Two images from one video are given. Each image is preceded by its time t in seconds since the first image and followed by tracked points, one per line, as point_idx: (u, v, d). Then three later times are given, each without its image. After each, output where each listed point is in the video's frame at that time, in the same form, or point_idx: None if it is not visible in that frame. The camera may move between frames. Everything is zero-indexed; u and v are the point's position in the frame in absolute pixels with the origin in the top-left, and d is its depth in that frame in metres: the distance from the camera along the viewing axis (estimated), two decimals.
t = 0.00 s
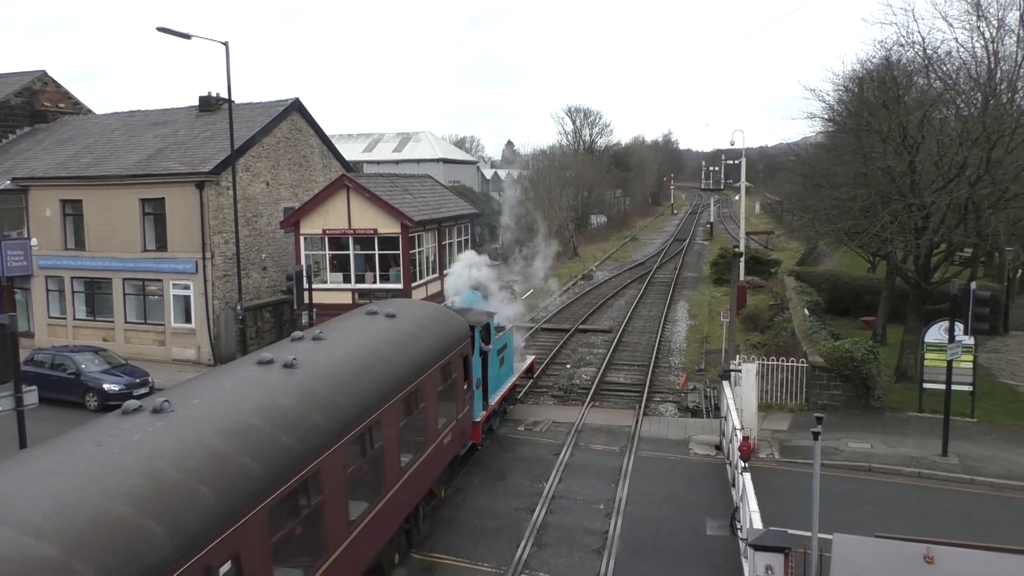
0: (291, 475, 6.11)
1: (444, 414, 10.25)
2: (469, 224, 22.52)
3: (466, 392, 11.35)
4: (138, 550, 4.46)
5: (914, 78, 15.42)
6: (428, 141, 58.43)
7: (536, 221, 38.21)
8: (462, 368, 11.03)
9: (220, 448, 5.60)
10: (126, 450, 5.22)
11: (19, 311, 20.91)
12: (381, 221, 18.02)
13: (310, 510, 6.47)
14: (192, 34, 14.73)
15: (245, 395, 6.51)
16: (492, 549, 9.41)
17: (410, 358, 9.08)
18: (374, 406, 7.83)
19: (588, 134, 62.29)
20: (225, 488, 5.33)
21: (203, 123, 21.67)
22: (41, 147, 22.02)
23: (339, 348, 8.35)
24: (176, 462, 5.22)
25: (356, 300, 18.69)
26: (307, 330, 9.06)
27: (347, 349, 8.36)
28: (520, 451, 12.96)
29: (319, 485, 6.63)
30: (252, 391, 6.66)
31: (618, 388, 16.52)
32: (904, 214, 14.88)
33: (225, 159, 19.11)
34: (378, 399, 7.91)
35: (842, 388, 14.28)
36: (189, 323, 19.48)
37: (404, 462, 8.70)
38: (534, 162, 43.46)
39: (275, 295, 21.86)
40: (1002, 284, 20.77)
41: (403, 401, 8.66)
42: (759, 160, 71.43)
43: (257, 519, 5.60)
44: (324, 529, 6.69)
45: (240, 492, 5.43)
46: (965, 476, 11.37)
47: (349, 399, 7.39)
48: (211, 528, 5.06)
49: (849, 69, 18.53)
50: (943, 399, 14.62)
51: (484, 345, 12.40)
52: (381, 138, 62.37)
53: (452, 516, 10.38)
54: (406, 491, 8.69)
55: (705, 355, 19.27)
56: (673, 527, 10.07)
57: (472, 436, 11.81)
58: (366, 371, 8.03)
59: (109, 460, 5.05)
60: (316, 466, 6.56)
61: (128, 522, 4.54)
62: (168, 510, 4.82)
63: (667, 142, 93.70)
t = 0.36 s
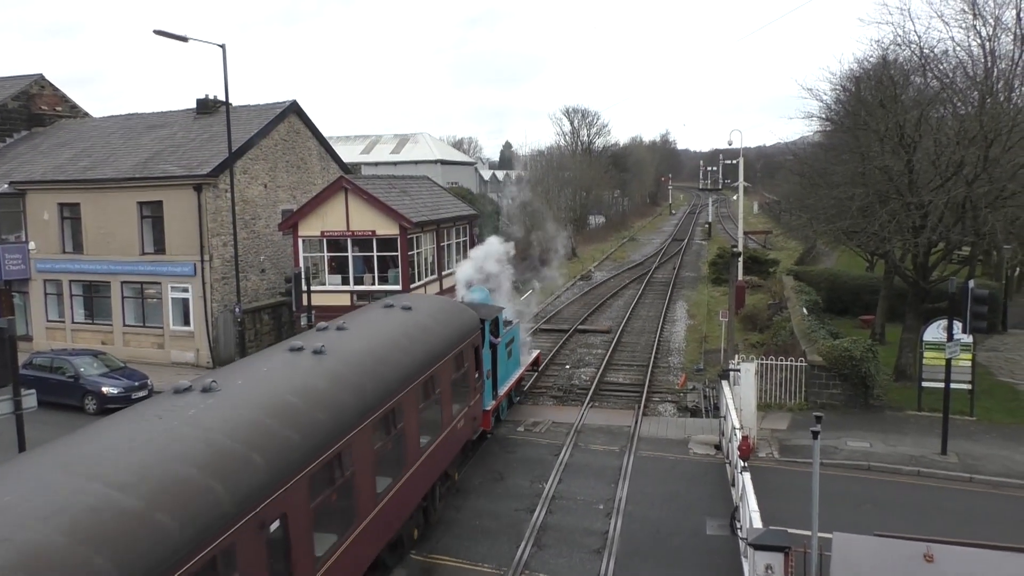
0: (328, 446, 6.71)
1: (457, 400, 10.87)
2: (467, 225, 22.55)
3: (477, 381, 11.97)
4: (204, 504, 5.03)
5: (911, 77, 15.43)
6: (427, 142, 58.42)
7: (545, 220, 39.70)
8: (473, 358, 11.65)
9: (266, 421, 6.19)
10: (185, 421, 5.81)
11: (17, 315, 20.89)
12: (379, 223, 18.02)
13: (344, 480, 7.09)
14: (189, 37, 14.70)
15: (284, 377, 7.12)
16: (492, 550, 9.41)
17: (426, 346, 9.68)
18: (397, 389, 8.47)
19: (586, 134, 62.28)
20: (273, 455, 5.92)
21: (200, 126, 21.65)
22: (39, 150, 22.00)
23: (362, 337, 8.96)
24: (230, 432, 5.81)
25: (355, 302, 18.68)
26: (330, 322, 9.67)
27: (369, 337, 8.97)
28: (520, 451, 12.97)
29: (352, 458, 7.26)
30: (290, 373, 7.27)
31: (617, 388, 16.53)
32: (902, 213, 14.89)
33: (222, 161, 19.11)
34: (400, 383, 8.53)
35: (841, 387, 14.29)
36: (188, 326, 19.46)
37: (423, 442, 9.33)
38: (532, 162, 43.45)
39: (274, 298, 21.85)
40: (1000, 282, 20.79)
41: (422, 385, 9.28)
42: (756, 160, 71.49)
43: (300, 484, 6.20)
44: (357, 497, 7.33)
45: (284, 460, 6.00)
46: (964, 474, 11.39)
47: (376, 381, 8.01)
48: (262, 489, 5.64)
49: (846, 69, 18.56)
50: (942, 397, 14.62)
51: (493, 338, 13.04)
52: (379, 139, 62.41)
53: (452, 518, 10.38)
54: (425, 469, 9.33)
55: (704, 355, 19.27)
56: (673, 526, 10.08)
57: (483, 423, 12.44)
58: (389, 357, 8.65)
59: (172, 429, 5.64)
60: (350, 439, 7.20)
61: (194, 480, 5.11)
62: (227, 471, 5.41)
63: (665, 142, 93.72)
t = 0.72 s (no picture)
0: (360, 421, 7.47)
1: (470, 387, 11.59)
2: (465, 226, 22.57)
3: (488, 370, 12.69)
4: (255, 470, 5.66)
5: (909, 76, 15.42)
6: (426, 143, 58.38)
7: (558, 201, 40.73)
8: (484, 349, 12.35)
9: (306, 399, 6.88)
10: (237, 397, 6.50)
11: (17, 317, 20.89)
12: (378, 224, 18.02)
13: (373, 455, 7.83)
14: (187, 39, 14.66)
15: (319, 362, 7.83)
16: (493, 550, 9.41)
17: (442, 336, 10.38)
18: (418, 374, 9.19)
19: (585, 134, 62.25)
20: (312, 429, 6.59)
21: (199, 127, 21.65)
22: (37, 153, 22.00)
23: (383, 328, 9.64)
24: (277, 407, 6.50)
25: (354, 303, 18.67)
26: (353, 313, 10.36)
27: (390, 327, 9.66)
28: (520, 451, 12.98)
29: (379, 436, 7.99)
30: (323, 358, 7.98)
31: (617, 388, 16.53)
32: (901, 211, 14.89)
33: (221, 163, 19.10)
34: (420, 369, 9.24)
35: (841, 386, 14.28)
36: (187, 328, 19.45)
37: (440, 425, 10.07)
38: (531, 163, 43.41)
39: (273, 299, 21.84)
40: (999, 280, 20.78)
41: (439, 372, 10.01)
42: (754, 160, 71.40)
43: (336, 456, 6.92)
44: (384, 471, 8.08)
45: (320, 434, 6.65)
46: (965, 473, 11.39)
47: (399, 366, 8.72)
48: (304, 458, 6.31)
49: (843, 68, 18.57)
50: (942, 395, 14.63)
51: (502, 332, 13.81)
52: (378, 140, 62.38)
53: (453, 518, 10.38)
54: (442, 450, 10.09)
55: (703, 354, 19.27)
56: (674, 526, 10.08)
57: (493, 410, 13.19)
58: (410, 345, 9.35)
59: (227, 404, 6.30)
60: (378, 418, 7.94)
61: (248, 448, 5.77)
62: (275, 441, 6.08)
63: (663, 142, 93.74)
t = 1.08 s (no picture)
0: (388, 400, 8.09)
1: (482, 376, 12.19)
2: (465, 227, 22.59)
3: (497, 360, 13.29)
4: (300, 438, 6.27)
5: (908, 77, 15.43)
6: (425, 143, 58.40)
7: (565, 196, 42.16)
8: (494, 340, 12.95)
9: (339, 380, 7.46)
10: (278, 377, 7.08)
11: (16, 317, 20.88)
12: (377, 225, 18.02)
13: (396, 434, 8.39)
14: (186, 40, 14.61)
15: (346, 347, 8.42)
16: (492, 551, 9.39)
17: (456, 326, 10.98)
18: (436, 360, 9.80)
19: (584, 134, 62.31)
20: (345, 406, 7.16)
21: (198, 128, 21.65)
22: (36, 153, 22.00)
23: (403, 317, 10.25)
24: (314, 386, 7.09)
25: (354, 304, 18.67)
26: (371, 306, 10.96)
27: (408, 317, 10.25)
28: (519, 452, 12.98)
29: (403, 415, 8.59)
30: (351, 344, 8.58)
31: (616, 389, 16.53)
32: (900, 212, 14.89)
33: (220, 164, 19.10)
34: (437, 356, 9.83)
35: (841, 386, 14.28)
36: (187, 329, 19.45)
37: (455, 410, 10.69)
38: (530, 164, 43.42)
39: (272, 299, 21.84)
40: (998, 281, 20.79)
41: (454, 360, 10.60)
42: (754, 160, 71.41)
43: (367, 431, 7.51)
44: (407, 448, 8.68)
45: (352, 412, 7.21)
46: (965, 473, 11.37)
47: (419, 353, 9.31)
48: (339, 432, 6.87)
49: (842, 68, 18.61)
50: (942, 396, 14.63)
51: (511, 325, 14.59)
52: (377, 141, 62.41)
53: (452, 519, 10.36)
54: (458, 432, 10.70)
55: (703, 355, 19.28)
56: (674, 527, 10.07)
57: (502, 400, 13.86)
58: (428, 334, 9.95)
59: (268, 383, 6.88)
60: (402, 399, 8.54)
61: (292, 421, 6.34)
62: (315, 414, 6.68)
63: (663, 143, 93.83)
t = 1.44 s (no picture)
0: (409, 383, 8.77)
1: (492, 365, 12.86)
2: (464, 228, 22.60)
3: (506, 350, 13.95)
4: (333, 415, 6.91)
5: (908, 78, 15.46)
6: (425, 144, 58.43)
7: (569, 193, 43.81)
8: (503, 332, 13.60)
9: (366, 364, 8.14)
10: (312, 361, 7.77)
11: (15, 317, 20.88)
12: (377, 225, 18.02)
13: (417, 416, 9.10)
14: (187, 40, 14.59)
15: (371, 335, 9.10)
16: (491, 552, 9.38)
17: (470, 318, 11.67)
18: (453, 347, 10.56)
19: (584, 135, 62.38)
20: (372, 389, 7.81)
21: (198, 128, 21.66)
22: (36, 153, 21.99)
23: (421, 309, 10.95)
24: (346, 369, 7.79)
25: (353, 304, 18.65)
26: (389, 299, 11.63)
27: (427, 309, 10.96)
28: (519, 453, 12.97)
29: (422, 399, 9.28)
30: (374, 333, 9.25)
31: (616, 390, 16.53)
32: (900, 214, 14.95)
33: (220, 164, 19.10)
34: (453, 344, 10.50)
35: (840, 388, 14.28)
36: (186, 329, 19.44)
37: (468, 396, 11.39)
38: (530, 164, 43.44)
39: (272, 300, 21.84)
40: (997, 283, 20.78)
41: (467, 349, 11.26)
42: (753, 162, 71.47)
43: (390, 411, 8.19)
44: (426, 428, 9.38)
45: (378, 395, 7.86)
46: (964, 475, 11.37)
47: (436, 341, 9.98)
48: (367, 411, 7.57)
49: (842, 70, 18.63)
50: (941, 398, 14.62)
51: (517, 319, 15.26)
52: (377, 142, 62.44)
53: (450, 520, 10.35)
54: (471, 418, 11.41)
55: (703, 356, 19.28)
56: (673, 527, 10.07)
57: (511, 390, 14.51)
58: (443, 324, 10.61)
59: (303, 366, 7.56)
60: (422, 384, 9.24)
61: (325, 399, 7.00)
62: (346, 393, 7.34)
63: (663, 144, 93.91)
